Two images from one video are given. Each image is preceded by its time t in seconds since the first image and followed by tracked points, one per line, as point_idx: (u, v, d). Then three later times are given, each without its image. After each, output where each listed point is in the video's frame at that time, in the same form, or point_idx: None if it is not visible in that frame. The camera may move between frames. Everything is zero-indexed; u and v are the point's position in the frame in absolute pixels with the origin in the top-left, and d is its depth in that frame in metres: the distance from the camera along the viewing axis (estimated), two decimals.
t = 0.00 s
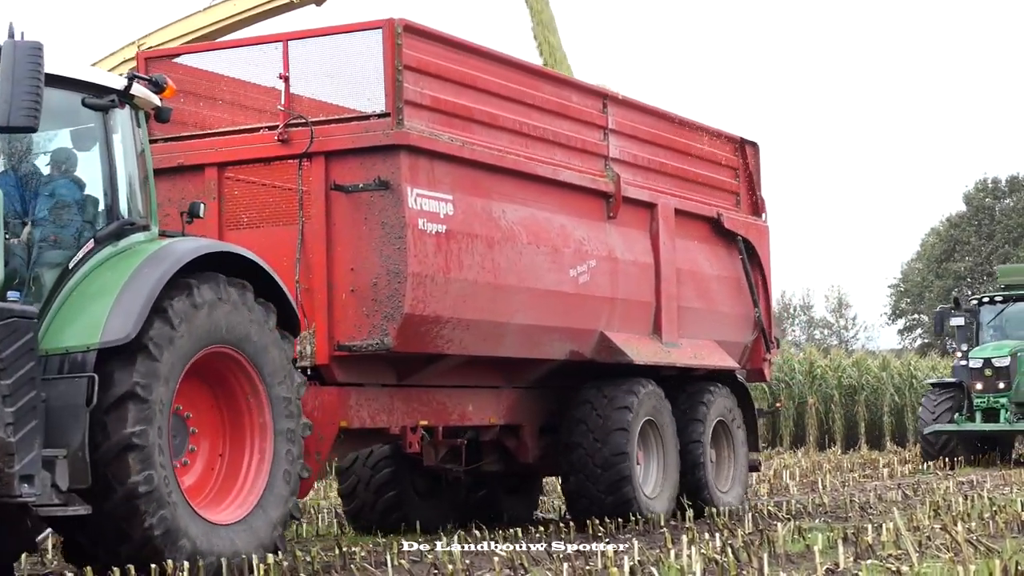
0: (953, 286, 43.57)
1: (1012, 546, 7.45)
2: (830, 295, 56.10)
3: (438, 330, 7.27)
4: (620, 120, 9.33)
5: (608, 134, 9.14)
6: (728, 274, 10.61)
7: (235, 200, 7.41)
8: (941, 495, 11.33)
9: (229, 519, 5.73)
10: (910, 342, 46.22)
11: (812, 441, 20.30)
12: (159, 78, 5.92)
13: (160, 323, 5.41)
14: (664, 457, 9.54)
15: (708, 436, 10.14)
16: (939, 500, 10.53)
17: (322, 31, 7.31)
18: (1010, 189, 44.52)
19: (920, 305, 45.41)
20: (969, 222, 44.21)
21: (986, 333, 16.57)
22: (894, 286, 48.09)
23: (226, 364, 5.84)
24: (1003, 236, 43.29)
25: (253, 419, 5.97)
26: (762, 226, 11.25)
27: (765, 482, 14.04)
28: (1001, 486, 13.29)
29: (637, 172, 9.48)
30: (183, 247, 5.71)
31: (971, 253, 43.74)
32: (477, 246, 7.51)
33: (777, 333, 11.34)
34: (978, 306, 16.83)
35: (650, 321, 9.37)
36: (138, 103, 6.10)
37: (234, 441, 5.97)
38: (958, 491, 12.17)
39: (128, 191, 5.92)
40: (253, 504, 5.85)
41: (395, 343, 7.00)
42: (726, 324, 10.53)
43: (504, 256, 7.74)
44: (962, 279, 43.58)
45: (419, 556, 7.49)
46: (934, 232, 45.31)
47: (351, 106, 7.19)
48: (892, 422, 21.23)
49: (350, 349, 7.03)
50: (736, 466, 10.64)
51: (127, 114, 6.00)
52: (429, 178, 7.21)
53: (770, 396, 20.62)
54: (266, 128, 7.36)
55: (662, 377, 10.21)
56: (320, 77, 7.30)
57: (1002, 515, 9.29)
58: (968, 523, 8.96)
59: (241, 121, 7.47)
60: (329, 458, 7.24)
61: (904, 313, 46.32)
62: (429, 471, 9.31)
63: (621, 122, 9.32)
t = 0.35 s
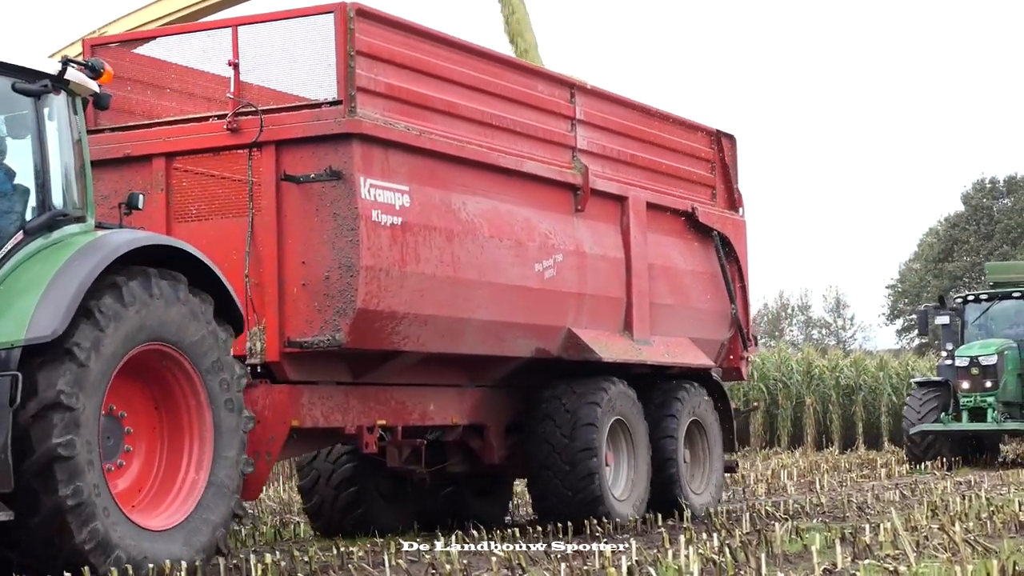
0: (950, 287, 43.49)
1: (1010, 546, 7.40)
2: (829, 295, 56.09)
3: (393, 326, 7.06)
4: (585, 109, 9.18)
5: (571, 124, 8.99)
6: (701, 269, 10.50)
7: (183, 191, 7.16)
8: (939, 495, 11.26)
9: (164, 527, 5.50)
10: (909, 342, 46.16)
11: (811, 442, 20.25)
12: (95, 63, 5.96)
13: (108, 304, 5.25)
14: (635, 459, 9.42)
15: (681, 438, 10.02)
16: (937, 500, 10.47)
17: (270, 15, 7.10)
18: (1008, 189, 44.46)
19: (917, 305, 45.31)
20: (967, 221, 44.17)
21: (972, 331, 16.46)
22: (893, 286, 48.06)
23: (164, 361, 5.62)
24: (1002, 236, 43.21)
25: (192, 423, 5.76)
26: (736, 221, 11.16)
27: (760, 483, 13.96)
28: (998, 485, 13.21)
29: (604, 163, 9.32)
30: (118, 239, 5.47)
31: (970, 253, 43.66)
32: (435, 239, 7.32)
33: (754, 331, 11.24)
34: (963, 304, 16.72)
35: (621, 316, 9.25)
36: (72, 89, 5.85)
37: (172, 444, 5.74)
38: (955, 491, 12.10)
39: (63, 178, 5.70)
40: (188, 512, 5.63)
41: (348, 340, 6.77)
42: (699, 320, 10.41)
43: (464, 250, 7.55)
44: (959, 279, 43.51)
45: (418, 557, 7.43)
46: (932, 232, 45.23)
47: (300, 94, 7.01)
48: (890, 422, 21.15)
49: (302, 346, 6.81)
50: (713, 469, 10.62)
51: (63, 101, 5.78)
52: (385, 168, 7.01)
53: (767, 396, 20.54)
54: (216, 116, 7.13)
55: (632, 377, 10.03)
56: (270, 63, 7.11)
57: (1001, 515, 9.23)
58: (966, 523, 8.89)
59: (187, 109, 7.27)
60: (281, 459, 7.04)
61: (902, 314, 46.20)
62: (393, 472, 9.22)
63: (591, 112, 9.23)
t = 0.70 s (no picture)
0: (952, 286, 43.42)
1: (1013, 546, 7.34)
2: (831, 294, 56.01)
3: (351, 324, 6.97)
4: (558, 100, 9.09)
5: (542, 116, 8.90)
6: (681, 265, 10.44)
7: (134, 182, 7.04)
8: (942, 495, 11.21)
9: (94, 529, 5.32)
10: (911, 342, 46.07)
11: (812, 442, 20.16)
12: (28, 45, 5.59)
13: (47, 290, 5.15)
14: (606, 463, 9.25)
15: (658, 438, 9.87)
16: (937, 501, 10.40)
17: None
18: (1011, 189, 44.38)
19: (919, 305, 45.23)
20: (969, 221, 44.08)
21: (965, 329, 16.35)
22: (895, 286, 47.97)
23: (99, 360, 5.46)
24: (1005, 236, 43.11)
25: (130, 422, 5.59)
26: (716, 216, 11.11)
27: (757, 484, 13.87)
28: (1000, 486, 13.14)
29: (577, 154, 9.23)
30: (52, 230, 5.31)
31: (972, 253, 43.57)
32: (396, 232, 7.22)
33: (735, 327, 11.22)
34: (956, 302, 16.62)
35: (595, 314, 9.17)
36: (6, 72, 5.66)
37: (107, 449, 5.57)
38: (956, 491, 12.03)
39: None
40: (128, 513, 5.48)
41: (300, 337, 6.68)
42: (678, 317, 10.34)
43: (426, 244, 7.43)
44: (960, 279, 43.44)
45: (419, 557, 7.47)
46: (934, 232, 45.14)
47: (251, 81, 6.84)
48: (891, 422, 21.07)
49: (253, 343, 6.72)
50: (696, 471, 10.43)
51: None
52: (340, 159, 6.88)
53: (768, 396, 20.49)
54: (167, 105, 6.99)
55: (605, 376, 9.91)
56: (223, 50, 6.92)
57: (1002, 515, 9.16)
58: (966, 523, 8.83)
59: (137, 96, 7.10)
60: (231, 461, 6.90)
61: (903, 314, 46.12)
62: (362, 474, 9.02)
63: (564, 104, 9.15)
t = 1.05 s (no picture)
0: (952, 286, 43.38)
1: (1012, 546, 7.27)
2: (830, 294, 55.98)
3: (303, 317, 6.82)
4: (524, 88, 9.00)
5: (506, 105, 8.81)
6: (656, 259, 10.37)
7: (78, 171, 6.78)
8: (941, 494, 11.15)
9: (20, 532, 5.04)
10: (911, 341, 46.01)
11: (811, 441, 20.10)
12: None
13: None
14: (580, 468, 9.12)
15: (631, 438, 9.70)
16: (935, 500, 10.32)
17: None
18: (1010, 188, 44.36)
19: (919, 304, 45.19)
20: (969, 220, 44.05)
21: (949, 328, 16.29)
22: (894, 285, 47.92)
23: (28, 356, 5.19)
24: (1004, 235, 43.08)
25: (60, 421, 5.33)
26: (694, 209, 11.05)
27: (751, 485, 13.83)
28: (999, 485, 13.08)
29: (545, 144, 9.15)
30: None
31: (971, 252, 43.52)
32: (352, 223, 7.07)
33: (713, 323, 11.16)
34: (940, 300, 16.56)
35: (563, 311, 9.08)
36: None
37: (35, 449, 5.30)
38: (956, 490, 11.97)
39: None
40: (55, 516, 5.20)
41: (248, 332, 6.52)
42: (653, 313, 10.27)
43: (384, 236, 7.30)
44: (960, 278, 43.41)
45: (418, 556, 7.46)
46: (933, 232, 45.10)
47: (197, 64, 6.72)
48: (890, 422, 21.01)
49: (200, 339, 6.54)
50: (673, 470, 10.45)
51: None
52: (291, 147, 6.71)
53: (768, 396, 20.59)
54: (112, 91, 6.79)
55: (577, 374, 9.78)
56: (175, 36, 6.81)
57: (1001, 514, 9.09)
58: (965, 523, 8.76)
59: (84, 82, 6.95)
60: (178, 461, 6.74)
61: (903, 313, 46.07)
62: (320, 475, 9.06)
63: (532, 92, 9.09)
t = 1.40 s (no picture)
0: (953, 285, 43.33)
1: (1012, 544, 7.22)
2: (830, 294, 55.80)
3: (257, 311, 6.78)
4: (490, 77, 8.95)
5: (473, 94, 8.75)
6: (631, 253, 10.33)
7: (21, 161, 6.79)
8: (941, 493, 11.09)
9: None
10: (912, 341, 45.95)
11: (810, 441, 20.04)
12: None
13: None
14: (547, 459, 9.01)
15: (604, 439, 9.55)
16: (934, 499, 10.21)
17: None
18: (1009, 188, 44.33)
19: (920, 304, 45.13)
20: (968, 220, 44.02)
21: (937, 325, 16.05)
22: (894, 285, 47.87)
23: None
24: (1003, 234, 43.04)
25: None
26: (671, 203, 11.02)
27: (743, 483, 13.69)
28: (1000, 484, 13.01)
29: (513, 134, 9.10)
30: None
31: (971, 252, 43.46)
32: (308, 214, 7.03)
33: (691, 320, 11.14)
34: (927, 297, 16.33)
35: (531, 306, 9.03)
36: None
37: None
38: (957, 489, 11.91)
39: None
40: None
41: (196, 327, 6.48)
42: (628, 308, 10.22)
43: (341, 228, 7.25)
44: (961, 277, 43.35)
45: (419, 556, 7.47)
46: (933, 231, 45.05)
47: (144, 49, 6.64)
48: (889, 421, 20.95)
49: (146, 334, 6.51)
50: (648, 432, 10.31)
51: None
52: (241, 136, 6.68)
53: (767, 395, 20.62)
54: (55, 77, 6.77)
55: (549, 371, 9.68)
56: (119, 18, 6.72)
57: (1002, 514, 9.03)
58: (966, 522, 8.70)
59: (26, 68, 6.91)
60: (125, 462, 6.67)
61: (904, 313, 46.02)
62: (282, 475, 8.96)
63: (500, 81, 9.05)
